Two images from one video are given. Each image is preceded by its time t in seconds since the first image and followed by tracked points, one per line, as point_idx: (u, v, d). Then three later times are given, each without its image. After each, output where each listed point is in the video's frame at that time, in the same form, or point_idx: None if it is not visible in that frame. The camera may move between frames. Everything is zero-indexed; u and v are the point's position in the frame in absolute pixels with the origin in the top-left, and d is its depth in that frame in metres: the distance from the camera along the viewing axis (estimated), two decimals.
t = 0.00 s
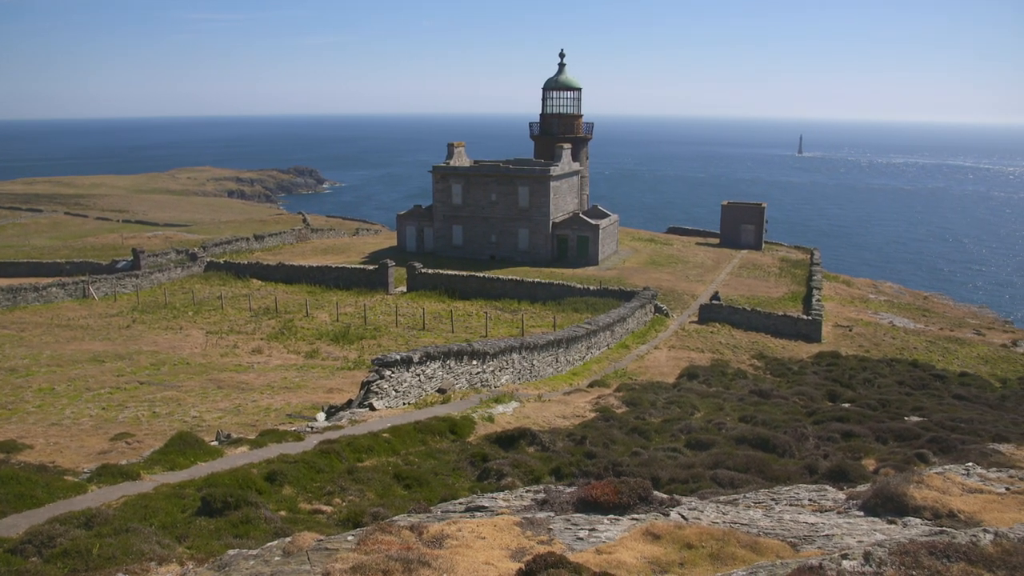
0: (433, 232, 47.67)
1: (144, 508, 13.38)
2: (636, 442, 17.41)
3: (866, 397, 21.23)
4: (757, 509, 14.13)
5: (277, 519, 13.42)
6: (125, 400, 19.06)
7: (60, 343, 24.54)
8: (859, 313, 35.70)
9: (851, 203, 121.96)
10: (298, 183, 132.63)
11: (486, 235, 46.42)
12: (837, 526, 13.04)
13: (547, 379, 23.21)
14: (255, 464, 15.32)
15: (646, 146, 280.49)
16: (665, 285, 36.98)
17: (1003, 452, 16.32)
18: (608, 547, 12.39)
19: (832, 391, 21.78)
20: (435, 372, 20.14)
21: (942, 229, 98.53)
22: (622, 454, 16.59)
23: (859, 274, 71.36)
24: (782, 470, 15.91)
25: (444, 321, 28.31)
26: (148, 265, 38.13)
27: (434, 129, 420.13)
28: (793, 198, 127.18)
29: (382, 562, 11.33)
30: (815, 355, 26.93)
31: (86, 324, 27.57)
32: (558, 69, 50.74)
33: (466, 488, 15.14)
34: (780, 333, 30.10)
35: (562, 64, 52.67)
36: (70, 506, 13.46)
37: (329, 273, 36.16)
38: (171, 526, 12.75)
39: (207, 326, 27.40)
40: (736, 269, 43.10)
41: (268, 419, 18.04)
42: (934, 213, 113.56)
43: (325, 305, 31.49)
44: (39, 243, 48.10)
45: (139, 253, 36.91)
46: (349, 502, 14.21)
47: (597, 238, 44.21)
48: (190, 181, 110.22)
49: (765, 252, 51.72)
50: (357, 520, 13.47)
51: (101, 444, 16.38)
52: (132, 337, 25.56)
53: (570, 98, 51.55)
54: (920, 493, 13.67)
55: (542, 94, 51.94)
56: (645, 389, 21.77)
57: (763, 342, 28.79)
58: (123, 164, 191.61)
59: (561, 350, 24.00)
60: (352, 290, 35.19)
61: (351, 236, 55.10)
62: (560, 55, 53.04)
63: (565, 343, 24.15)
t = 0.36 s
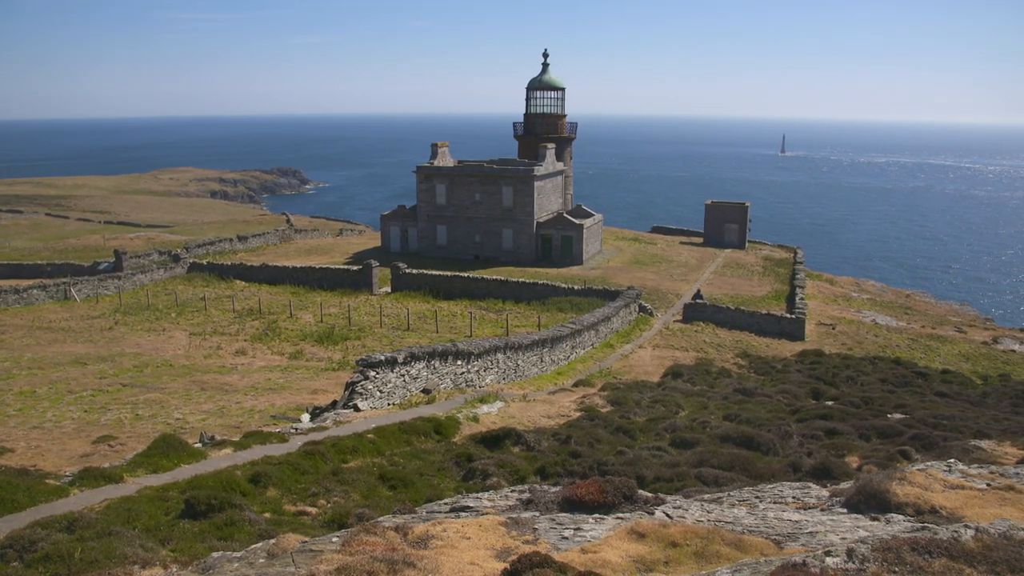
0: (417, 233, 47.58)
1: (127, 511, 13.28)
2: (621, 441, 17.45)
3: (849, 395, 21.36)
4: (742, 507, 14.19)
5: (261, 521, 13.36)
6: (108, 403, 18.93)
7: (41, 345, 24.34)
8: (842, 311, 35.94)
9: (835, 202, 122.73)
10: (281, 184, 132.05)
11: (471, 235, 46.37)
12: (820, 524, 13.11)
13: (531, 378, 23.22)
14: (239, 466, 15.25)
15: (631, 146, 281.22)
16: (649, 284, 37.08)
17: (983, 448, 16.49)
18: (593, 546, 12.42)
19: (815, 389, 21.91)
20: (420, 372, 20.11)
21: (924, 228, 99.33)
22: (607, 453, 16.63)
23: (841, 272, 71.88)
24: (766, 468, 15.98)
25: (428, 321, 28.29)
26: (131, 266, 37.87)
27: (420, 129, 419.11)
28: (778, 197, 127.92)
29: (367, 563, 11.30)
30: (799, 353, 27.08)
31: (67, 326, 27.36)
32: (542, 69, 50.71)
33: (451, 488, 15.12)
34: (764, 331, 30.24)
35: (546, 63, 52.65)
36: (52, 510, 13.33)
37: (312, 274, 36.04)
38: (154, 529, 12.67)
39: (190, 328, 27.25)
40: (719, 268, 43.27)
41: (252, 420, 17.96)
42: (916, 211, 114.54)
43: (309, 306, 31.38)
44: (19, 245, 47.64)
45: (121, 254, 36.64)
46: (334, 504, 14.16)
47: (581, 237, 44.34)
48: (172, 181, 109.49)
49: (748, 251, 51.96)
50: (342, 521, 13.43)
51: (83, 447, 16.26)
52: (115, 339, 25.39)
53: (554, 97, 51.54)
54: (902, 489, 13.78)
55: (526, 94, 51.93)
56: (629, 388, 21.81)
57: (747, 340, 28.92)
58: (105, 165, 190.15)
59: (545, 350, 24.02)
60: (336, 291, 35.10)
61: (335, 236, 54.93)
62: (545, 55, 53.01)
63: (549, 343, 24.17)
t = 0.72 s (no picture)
0: (400, 233, 47.49)
1: (109, 514, 13.18)
2: (605, 440, 17.50)
3: (831, 392, 21.50)
4: (725, 505, 14.25)
5: (244, 523, 13.29)
6: (88, 406, 18.77)
7: (19, 348, 24.10)
8: (824, 309, 36.18)
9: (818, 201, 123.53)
10: (263, 184, 131.44)
11: (454, 235, 46.26)
12: (803, 521, 13.19)
13: (515, 378, 23.23)
14: (221, 468, 15.15)
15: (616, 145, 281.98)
16: (632, 283, 37.19)
17: (963, 445, 16.66)
18: (577, 545, 12.43)
19: (797, 387, 22.03)
20: (403, 373, 20.07)
21: (905, 226, 100.18)
22: (590, 452, 16.65)
23: (824, 271, 72.39)
24: (749, 466, 16.07)
25: (412, 322, 28.24)
26: (112, 267, 37.57)
27: (407, 130, 418.54)
28: (761, 197, 128.61)
29: (350, 565, 11.27)
30: (781, 352, 27.23)
31: (46, 329, 27.11)
32: (524, 68, 50.69)
33: (435, 488, 15.12)
34: (747, 330, 30.41)
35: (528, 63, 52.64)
36: (31, 514, 13.20)
37: (295, 275, 35.91)
38: (136, 532, 12.58)
39: (172, 330, 27.06)
40: (702, 267, 43.44)
41: (234, 422, 17.87)
42: (897, 210, 115.51)
43: (292, 307, 31.26)
44: None
45: (102, 256, 36.35)
46: (317, 505, 14.11)
47: (564, 237, 44.52)
48: (153, 182, 108.72)
49: (730, 250, 52.23)
50: (325, 523, 13.39)
51: (63, 450, 16.11)
52: (95, 341, 25.19)
53: (536, 97, 51.52)
54: (883, 486, 13.88)
55: (508, 94, 51.90)
56: (612, 387, 21.86)
57: (729, 339, 29.05)
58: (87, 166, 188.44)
59: (529, 350, 24.03)
60: (318, 292, 34.97)
61: (318, 237, 54.73)
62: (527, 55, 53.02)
63: (533, 343, 24.19)
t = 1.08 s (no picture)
0: (383, 233, 47.36)
1: (90, 518, 13.06)
2: (589, 439, 17.53)
3: (813, 390, 21.64)
4: (709, 503, 14.30)
5: (228, 526, 13.21)
6: (69, 409, 18.63)
7: None
8: (806, 308, 36.40)
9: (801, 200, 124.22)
10: (245, 184, 130.80)
11: (440, 235, 46.15)
12: (786, 518, 13.26)
13: (498, 378, 23.23)
14: (204, 470, 15.06)
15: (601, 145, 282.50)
16: (616, 283, 37.27)
17: (944, 441, 16.84)
18: (561, 545, 12.45)
19: (780, 385, 22.14)
20: (387, 373, 20.03)
21: (887, 225, 100.92)
22: (574, 452, 16.67)
23: (807, 270, 72.81)
24: (733, 464, 16.13)
25: (395, 322, 28.19)
26: (93, 269, 37.30)
27: (393, 130, 417.51)
28: (745, 196, 129.25)
29: (334, 566, 11.23)
30: (764, 350, 27.37)
31: (26, 331, 26.87)
32: (507, 68, 50.70)
33: (419, 489, 15.10)
34: (730, 328, 30.57)
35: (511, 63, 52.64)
36: (11, 518, 13.06)
37: (277, 276, 35.78)
38: (118, 536, 12.48)
39: (154, 331, 26.91)
40: (685, 266, 43.60)
41: (217, 424, 17.79)
42: (880, 209, 116.35)
43: (275, 308, 31.14)
44: None
45: (83, 257, 36.10)
46: (301, 507, 14.05)
47: (547, 237, 44.56)
48: (134, 183, 107.87)
49: (713, 249, 52.47)
50: (309, 525, 13.34)
51: (44, 454, 15.99)
52: (76, 343, 25.01)
53: (519, 97, 51.55)
54: (865, 483, 13.98)
55: (491, 94, 51.88)
56: (596, 386, 21.90)
57: (713, 338, 29.18)
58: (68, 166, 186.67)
59: (512, 350, 24.05)
60: (302, 293, 34.86)
61: (300, 238, 54.56)
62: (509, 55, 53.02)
63: (516, 343, 24.21)
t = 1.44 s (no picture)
0: (366, 233, 47.21)
1: (71, 521, 12.94)
2: (573, 439, 17.55)
3: (796, 388, 21.78)
4: (692, 501, 14.34)
5: (211, 528, 13.13)
6: (49, 412, 18.47)
7: None
8: (789, 306, 36.61)
9: (785, 199, 124.90)
10: (227, 185, 130.00)
11: (425, 236, 46.07)
12: (769, 516, 13.33)
13: (482, 378, 23.23)
14: (187, 472, 14.96)
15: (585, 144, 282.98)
16: (599, 282, 37.33)
17: (925, 438, 16.99)
18: (545, 544, 12.46)
19: (763, 383, 22.26)
20: (371, 374, 19.99)
21: (868, 223, 101.68)
22: (559, 451, 16.69)
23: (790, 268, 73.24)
24: (717, 462, 16.20)
25: (379, 323, 28.14)
26: (73, 271, 37.03)
27: (380, 130, 416.77)
28: (728, 195, 129.80)
29: (318, 567, 11.18)
30: (747, 348, 27.50)
31: (5, 334, 26.61)
32: (490, 68, 50.68)
33: (403, 489, 15.09)
34: (713, 327, 30.72)
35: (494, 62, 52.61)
36: None
37: (260, 277, 35.63)
38: (100, 539, 12.37)
39: (135, 333, 26.71)
40: (668, 265, 43.75)
41: (200, 426, 17.70)
42: (862, 207, 117.16)
43: (258, 309, 30.99)
44: None
45: (62, 259, 35.82)
46: (285, 509, 14.00)
47: (530, 237, 44.61)
48: (115, 184, 106.91)
49: (696, 248, 52.68)
50: (293, 526, 13.29)
51: (23, 458, 15.84)
52: (56, 346, 24.80)
53: (502, 97, 51.52)
54: (848, 480, 14.08)
55: (474, 94, 51.84)
56: (581, 386, 21.93)
57: (696, 337, 29.30)
58: (48, 167, 184.82)
59: (496, 349, 24.06)
60: (284, 294, 34.72)
61: (283, 238, 54.32)
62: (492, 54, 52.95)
63: (500, 342, 24.23)
